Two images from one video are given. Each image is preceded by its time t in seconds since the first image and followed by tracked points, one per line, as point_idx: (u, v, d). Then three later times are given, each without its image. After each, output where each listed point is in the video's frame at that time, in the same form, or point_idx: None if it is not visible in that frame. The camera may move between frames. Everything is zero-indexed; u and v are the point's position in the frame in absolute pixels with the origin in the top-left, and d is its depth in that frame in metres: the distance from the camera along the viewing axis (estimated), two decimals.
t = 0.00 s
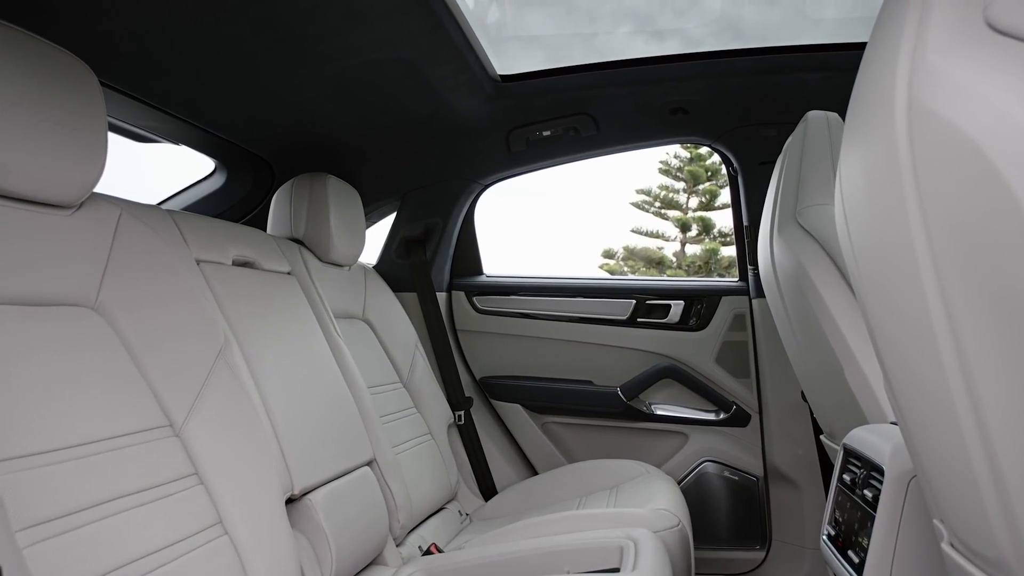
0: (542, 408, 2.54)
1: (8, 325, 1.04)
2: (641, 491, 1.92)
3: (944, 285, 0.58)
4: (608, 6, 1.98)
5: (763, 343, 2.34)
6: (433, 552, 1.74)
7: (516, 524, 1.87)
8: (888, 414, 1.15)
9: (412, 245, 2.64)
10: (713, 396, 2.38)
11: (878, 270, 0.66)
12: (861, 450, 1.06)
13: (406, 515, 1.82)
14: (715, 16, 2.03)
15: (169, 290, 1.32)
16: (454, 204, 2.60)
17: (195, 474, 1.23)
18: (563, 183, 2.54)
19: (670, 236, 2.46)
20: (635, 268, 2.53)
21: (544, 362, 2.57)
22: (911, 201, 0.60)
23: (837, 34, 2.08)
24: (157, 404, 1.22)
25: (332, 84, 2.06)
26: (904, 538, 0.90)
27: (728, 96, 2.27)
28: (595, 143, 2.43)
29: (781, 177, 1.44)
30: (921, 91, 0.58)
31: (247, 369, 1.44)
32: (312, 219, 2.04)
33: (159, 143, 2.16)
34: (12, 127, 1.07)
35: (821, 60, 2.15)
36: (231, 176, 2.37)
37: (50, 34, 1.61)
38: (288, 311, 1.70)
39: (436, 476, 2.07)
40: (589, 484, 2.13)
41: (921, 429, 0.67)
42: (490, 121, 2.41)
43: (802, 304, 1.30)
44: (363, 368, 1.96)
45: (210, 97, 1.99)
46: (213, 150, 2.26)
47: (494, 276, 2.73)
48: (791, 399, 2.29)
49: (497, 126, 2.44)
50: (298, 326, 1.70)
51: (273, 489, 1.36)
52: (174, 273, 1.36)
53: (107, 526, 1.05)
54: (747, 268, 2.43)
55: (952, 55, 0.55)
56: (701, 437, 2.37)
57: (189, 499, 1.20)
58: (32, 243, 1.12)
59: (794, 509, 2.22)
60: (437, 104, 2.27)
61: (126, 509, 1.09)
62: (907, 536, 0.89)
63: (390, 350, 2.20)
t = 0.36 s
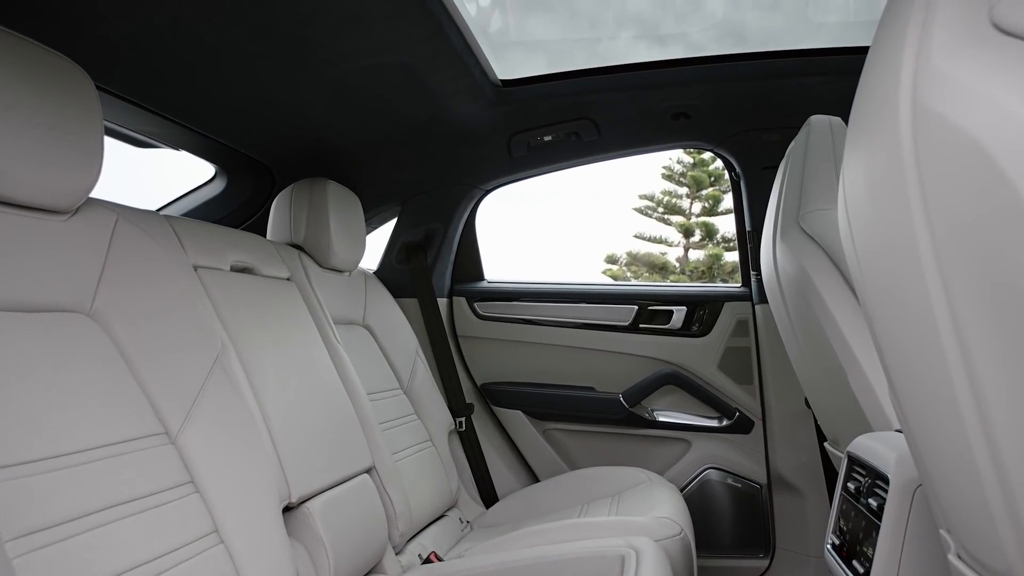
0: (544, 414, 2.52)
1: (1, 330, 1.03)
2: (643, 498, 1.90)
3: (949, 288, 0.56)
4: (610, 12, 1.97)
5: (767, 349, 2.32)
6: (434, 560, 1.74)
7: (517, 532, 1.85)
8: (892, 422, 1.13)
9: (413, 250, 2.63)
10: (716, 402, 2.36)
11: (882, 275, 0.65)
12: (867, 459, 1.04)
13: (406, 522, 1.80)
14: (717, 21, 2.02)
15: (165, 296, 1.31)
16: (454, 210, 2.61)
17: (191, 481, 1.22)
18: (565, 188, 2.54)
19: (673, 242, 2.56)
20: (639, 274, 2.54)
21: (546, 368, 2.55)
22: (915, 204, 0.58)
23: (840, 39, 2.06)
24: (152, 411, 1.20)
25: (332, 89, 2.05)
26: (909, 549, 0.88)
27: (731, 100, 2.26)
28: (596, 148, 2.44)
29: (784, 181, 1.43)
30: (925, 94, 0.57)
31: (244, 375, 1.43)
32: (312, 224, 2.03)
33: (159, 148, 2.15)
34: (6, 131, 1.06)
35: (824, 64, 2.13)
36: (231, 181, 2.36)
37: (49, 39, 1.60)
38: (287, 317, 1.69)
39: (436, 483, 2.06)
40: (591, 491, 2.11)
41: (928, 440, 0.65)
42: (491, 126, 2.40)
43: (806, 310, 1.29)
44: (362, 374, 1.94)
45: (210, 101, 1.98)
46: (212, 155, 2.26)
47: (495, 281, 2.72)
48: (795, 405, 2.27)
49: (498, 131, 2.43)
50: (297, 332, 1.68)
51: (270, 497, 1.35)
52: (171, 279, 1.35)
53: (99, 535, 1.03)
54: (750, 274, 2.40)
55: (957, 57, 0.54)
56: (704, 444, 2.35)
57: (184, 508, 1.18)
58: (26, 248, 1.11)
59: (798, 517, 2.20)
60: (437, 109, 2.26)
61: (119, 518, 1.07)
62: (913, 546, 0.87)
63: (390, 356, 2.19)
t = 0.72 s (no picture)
0: (545, 421, 2.50)
1: None
2: (645, 506, 1.88)
3: (955, 294, 0.55)
4: (613, 17, 1.97)
5: (770, 355, 2.30)
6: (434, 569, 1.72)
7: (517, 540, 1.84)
8: (897, 429, 1.11)
9: (413, 256, 2.62)
10: (719, 409, 2.34)
11: (886, 281, 0.63)
12: (872, 466, 1.02)
13: (406, 530, 1.78)
14: (719, 26, 2.01)
15: (162, 302, 1.30)
16: (455, 215, 2.59)
17: (186, 489, 1.20)
18: (566, 193, 2.53)
19: (676, 247, 2.49)
20: (641, 279, 2.54)
21: (548, 374, 2.54)
22: (919, 209, 0.57)
23: (843, 43, 2.06)
24: (148, 418, 1.19)
25: (332, 93, 2.05)
26: (915, 561, 0.86)
27: (733, 105, 2.25)
28: (597, 152, 2.42)
29: (787, 186, 1.42)
30: (929, 96, 0.55)
31: (241, 381, 1.41)
32: (312, 230, 2.02)
33: (159, 153, 2.15)
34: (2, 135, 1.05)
35: (828, 68, 2.12)
36: (231, 187, 2.36)
37: (48, 43, 1.60)
38: (285, 323, 1.67)
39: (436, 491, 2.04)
40: (593, 498, 2.09)
41: (935, 450, 0.64)
42: (492, 130, 2.39)
43: (809, 316, 1.27)
44: (361, 380, 1.93)
45: (209, 106, 1.98)
46: (213, 161, 2.25)
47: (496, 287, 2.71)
48: (799, 412, 2.25)
49: (500, 135, 2.42)
50: (295, 338, 1.67)
51: (266, 505, 1.33)
52: (168, 285, 1.34)
53: (91, 544, 1.01)
54: (753, 279, 2.39)
55: (961, 58, 0.53)
56: (707, 451, 2.33)
57: (179, 516, 1.17)
58: (21, 253, 1.10)
59: (802, 525, 2.17)
60: (438, 114, 2.25)
61: (113, 526, 1.06)
62: (919, 557, 0.85)
63: (391, 362, 2.18)
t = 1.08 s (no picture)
0: (546, 427, 2.49)
1: None
2: (647, 513, 1.87)
3: (961, 301, 0.53)
4: (616, 24, 1.97)
5: (772, 361, 2.28)
6: None
7: (518, 548, 1.82)
8: (901, 435, 1.10)
9: (414, 261, 2.61)
10: (722, 415, 2.33)
11: (891, 286, 0.62)
12: (876, 474, 1.00)
13: (405, 537, 1.77)
14: (721, 31, 2.01)
15: (158, 307, 1.29)
16: (455, 220, 2.58)
17: (182, 497, 1.19)
18: (568, 198, 2.52)
19: (680, 252, 2.44)
20: (645, 284, 2.49)
21: (549, 380, 2.52)
22: (924, 214, 0.55)
23: (846, 47, 2.05)
24: (143, 425, 1.18)
25: (332, 98, 2.04)
26: (920, 571, 0.84)
27: (735, 109, 2.24)
28: (599, 157, 2.41)
29: (789, 190, 1.40)
30: (932, 98, 0.54)
31: (238, 388, 1.40)
32: (311, 235, 2.01)
33: (159, 159, 2.15)
34: None
35: (829, 72, 2.11)
36: (231, 192, 2.35)
37: (46, 47, 1.60)
38: (284, 329, 1.66)
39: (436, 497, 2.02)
40: (594, 505, 2.07)
41: (942, 461, 0.62)
42: (493, 134, 2.38)
43: (812, 321, 1.26)
44: (361, 386, 1.91)
45: (208, 111, 1.97)
46: (212, 165, 2.24)
47: (497, 292, 2.70)
48: (802, 418, 2.23)
49: (500, 140, 2.41)
50: (293, 343, 1.66)
51: (263, 513, 1.32)
52: (165, 290, 1.33)
53: (85, 553, 1.00)
54: (755, 284, 2.37)
55: (966, 60, 0.52)
56: (709, 457, 2.31)
57: (175, 525, 1.15)
58: (17, 258, 1.09)
59: (805, 532, 2.15)
60: (438, 118, 2.25)
61: (108, 535, 1.05)
62: (925, 567, 0.83)
63: (391, 367, 2.16)
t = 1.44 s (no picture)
0: (547, 433, 2.47)
1: None
2: (647, 521, 1.85)
3: (967, 307, 0.52)
4: (618, 30, 1.98)
5: (775, 367, 2.26)
6: None
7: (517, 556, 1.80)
8: (905, 442, 1.08)
9: (414, 266, 2.59)
10: (723, 421, 2.31)
11: (894, 294, 0.60)
12: (880, 482, 0.98)
13: (403, 546, 1.74)
14: (723, 36, 2.00)
15: (153, 312, 1.28)
16: (455, 225, 2.56)
17: (175, 506, 1.17)
18: (568, 203, 2.50)
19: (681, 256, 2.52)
20: (646, 288, 2.52)
21: (550, 386, 2.50)
22: (929, 219, 0.54)
23: (849, 52, 2.03)
24: (136, 432, 1.16)
25: (330, 102, 2.03)
26: None
27: (736, 113, 2.22)
28: (600, 162, 2.40)
29: (791, 194, 1.39)
30: (936, 100, 0.53)
31: (234, 394, 1.39)
32: (309, 241, 2.00)
33: (158, 164, 2.14)
34: None
35: (831, 76, 2.10)
36: (230, 197, 2.34)
37: (42, 51, 1.59)
38: (281, 335, 1.65)
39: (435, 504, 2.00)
40: (595, 513, 2.05)
41: (948, 472, 0.60)
42: (493, 139, 2.37)
43: (814, 327, 1.24)
44: (359, 392, 1.90)
45: (206, 115, 1.96)
46: (211, 170, 2.24)
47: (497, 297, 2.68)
48: (805, 425, 2.21)
49: (501, 145, 2.40)
50: (290, 348, 1.65)
51: (258, 522, 1.30)
52: (159, 296, 1.31)
53: (75, 563, 0.99)
54: (757, 290, 2.35)
55: (970, 60, 0.50)
56: (711, 464, 2.29)
57: (167, 534, 1.14)
58: (9, 263, 1.08)
59: (807, 540, 2.13)
60: (438, 123, 2.24)
61: (99, 544, 1.03)
62: None
63: (390, 373, 2.15)
